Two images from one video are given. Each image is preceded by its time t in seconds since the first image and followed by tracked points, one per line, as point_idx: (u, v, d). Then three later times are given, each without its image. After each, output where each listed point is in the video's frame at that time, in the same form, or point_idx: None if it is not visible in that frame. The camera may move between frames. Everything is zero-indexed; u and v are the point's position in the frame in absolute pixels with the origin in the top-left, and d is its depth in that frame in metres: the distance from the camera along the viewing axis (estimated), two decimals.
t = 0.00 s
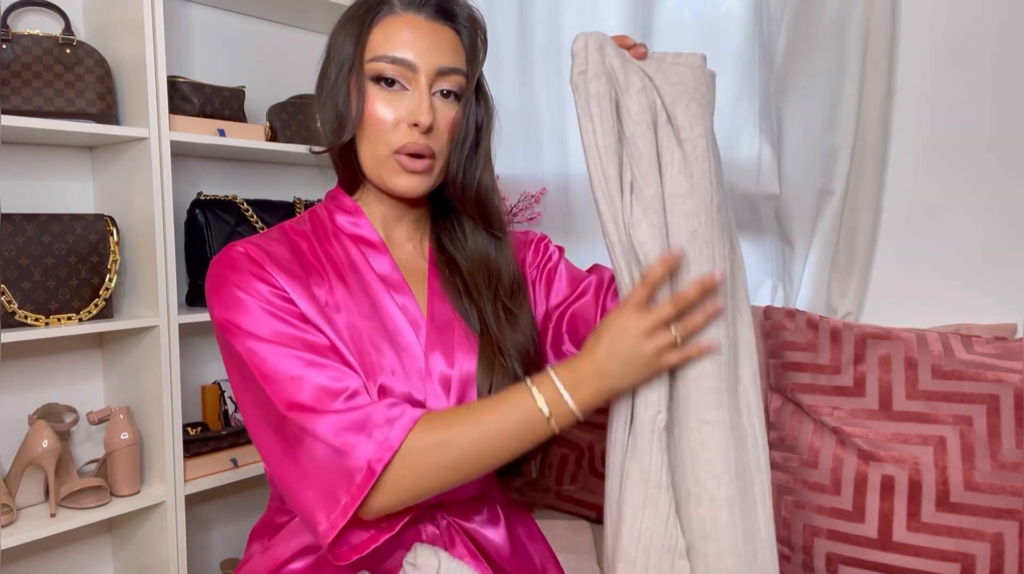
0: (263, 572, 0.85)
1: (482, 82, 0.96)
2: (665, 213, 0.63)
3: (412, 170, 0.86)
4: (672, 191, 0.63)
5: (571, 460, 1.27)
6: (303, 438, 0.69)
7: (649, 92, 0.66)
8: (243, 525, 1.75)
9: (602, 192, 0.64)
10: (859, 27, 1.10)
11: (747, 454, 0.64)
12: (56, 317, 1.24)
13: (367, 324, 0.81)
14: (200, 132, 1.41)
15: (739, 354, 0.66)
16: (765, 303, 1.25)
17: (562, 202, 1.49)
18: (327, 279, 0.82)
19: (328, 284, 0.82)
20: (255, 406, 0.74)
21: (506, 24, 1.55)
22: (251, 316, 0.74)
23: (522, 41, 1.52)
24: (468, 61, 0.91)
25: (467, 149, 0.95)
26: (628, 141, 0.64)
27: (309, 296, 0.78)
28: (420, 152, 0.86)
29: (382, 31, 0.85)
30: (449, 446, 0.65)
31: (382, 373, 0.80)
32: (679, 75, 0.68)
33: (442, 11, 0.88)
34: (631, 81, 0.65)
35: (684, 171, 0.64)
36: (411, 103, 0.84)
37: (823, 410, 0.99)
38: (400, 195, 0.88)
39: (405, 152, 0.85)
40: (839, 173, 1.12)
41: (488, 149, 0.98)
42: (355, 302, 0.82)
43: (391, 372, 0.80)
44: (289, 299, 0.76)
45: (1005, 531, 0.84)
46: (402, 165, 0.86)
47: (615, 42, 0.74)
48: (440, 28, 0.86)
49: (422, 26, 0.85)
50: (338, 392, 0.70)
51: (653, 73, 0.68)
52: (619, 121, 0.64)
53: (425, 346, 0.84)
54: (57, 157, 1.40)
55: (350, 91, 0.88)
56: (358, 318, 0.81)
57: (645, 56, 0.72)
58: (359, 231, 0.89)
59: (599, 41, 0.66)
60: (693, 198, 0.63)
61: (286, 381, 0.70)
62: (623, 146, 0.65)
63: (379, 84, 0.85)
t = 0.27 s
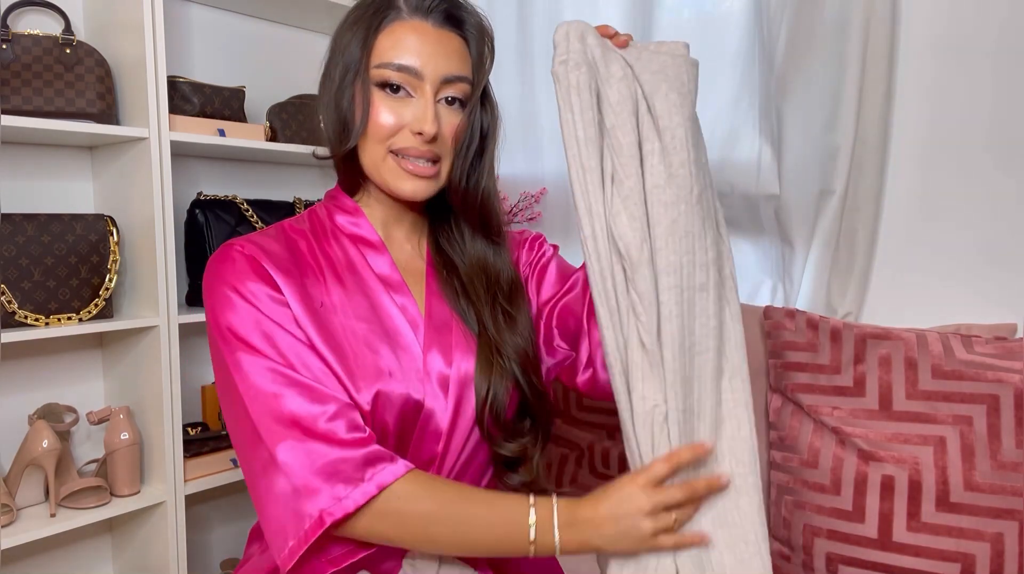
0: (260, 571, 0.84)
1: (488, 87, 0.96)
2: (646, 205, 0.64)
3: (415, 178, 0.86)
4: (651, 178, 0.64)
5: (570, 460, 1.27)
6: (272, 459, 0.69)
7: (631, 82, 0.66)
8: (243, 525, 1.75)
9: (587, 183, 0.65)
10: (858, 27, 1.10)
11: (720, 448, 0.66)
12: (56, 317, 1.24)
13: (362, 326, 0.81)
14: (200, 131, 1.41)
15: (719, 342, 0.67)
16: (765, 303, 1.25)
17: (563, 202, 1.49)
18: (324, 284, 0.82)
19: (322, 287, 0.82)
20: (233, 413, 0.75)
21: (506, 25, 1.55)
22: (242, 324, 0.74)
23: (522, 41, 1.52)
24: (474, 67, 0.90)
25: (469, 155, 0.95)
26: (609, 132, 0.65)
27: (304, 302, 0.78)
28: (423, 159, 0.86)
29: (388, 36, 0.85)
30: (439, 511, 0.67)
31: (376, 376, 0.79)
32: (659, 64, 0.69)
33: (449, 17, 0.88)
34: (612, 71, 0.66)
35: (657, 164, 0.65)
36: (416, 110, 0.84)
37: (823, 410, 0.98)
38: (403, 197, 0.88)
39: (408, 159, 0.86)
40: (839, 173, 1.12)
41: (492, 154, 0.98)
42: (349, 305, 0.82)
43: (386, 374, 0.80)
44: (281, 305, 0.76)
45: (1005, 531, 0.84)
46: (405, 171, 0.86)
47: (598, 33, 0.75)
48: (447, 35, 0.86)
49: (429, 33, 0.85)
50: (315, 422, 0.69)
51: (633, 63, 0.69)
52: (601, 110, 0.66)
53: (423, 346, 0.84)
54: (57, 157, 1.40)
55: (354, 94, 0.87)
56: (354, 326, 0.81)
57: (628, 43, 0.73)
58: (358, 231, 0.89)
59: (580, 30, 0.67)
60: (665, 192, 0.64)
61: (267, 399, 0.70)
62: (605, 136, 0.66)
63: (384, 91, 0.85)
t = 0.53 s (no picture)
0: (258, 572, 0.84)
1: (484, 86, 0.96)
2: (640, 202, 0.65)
3: (412, 176, 0.86)
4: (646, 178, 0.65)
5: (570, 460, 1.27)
6: (261, 465, 0.69)
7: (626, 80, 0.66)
8: (243, 525, 1.75)
9: (579, 179, 0.64)
10: (858, 27, 1.10)
11: (712, 449, 0.67)
12: (56, 317, 1.24)
13: (356, 329, 0.81)
14: (200, 131, 1.41)
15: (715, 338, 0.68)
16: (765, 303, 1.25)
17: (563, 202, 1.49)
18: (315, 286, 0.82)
19: (316, 289, 0.82)
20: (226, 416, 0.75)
21: (506, 25, 1.55)
22: (232, 326, 0.74)
23: (522, 41, 1.52)
24: (470, 66, 0.90)
25: (467, 153, 0.95)
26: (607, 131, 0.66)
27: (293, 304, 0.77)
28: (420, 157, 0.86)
29: (383, 35, 0.85)
30: (416, 513, 0.69)
31: (370, 378, 0.79)
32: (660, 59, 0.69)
33: (444, 15, 0.88)
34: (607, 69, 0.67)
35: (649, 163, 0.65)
36: (412, 109, 0.84)
37: (823, 410, 0.99)
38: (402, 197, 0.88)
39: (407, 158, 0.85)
40: (839, 173, 1.12)
41: (489, 153, 0.98)
42: (343, 308, 0.82)
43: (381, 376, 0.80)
44: (275, 307, 0.76)
45: (1005, 530, 0.84)
46: (404, 169, 0.85)
47: (596, 32, 0.75)
48: (442, 34, 0.86)
49: (424, 31, 0.85)
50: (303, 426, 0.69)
51: (629, 60, 0.69)
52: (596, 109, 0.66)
53: (418, 347, 0.84)
54: (57, 157, 1.40)
55: (351, 94, 0.87)
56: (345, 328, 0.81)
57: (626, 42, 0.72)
58: (353, 232, 0.89)
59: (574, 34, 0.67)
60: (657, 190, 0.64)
61: (256, 401, 0.70)
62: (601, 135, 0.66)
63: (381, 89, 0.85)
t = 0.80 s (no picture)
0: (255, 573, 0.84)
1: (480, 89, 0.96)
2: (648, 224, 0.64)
3: (405, 179, 0.87)
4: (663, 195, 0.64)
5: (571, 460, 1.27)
6: (251, 468, 0.70)
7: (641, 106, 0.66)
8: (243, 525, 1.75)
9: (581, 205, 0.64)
10: (858, 27, 1.10)
11: (725, 472, 0.65)
12: (56, 317, 1.24)
13: (353, 330, 0.82)
14: (200, 132, 1.41)
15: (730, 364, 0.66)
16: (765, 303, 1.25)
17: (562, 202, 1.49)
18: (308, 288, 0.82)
19: (311, 289, 0.82)
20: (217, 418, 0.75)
21: (506, 25, 1.55)
22: (223, 331, 0.74)
23: (522, 41, 1.52)
24: (466, 69, 0.90)
25: (462, 155, 0.95)
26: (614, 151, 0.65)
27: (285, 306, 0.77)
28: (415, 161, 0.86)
29: (380, 39, 0.85)
30: (412, 519, 0.68)
31: (366, 379, 0.80)
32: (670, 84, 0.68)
33: (440, 18, 0.88)
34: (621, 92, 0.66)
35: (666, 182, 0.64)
36: (408, 112, 0.84)
37: (823, 410, 0.98)
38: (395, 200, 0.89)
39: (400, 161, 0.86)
40: (839, 173, 1.12)
41: (484, 155, 0.98)
42: (339, 309, 0.82)
43: (378, 376, 0.81)
44: (269, 309, 0.76)
45: (1005, 531, 0.84)
46: (397, 172, 0.86)
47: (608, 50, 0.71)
48: (438, 37, 0.86)
49: (419, 34, 0.85)
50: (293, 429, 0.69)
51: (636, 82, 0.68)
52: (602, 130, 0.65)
53: (414, 347, 0.84)
54: (57, 157, 1.40)
55: (347, 97, 0.87)
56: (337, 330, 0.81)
57: (638, 68, 0.69)
58: (349, 232, 0.89)
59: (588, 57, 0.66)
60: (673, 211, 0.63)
61: (248, 404, 0.71)
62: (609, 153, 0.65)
63: (376, 93, 0.84)
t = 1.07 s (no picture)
0: None
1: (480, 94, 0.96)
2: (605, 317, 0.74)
3: (407, 187, 0.87)
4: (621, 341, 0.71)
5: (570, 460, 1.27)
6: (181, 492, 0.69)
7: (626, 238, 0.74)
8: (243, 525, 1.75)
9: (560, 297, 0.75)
10: (858, 28, 1.10)
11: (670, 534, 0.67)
12: (56, 317, 1.24)
13: (344, 335, 0.82)
14: (200, 132, 1.41)
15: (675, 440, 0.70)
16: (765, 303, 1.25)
17: (563, 202, 1.49)
18: (294, 293, 0.81)
19: (300, 295, 0.82)
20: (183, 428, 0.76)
21: (506, 25, 1.55)
22: (184, 343, 0.74)
23: (522, 41, 1.52)
24: (468, 76, 0.91)
25: (463, 161, 0.96)
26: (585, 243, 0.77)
27: (258, 317, 0.77)
28: (416, 169, 0.87)
29: (381, 45, 0.84)
30: (323, 540, 0.65)
31: (354, 386, 0.80)
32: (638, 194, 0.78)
33: (443, 25, 0.88)
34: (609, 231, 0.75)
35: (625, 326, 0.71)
36: (409, 121, 0.84)
37: (823, 410, 0.98)
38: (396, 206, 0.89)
39: (401, 168, 0.86)
40: (839, 173, 1.12)
41: (485, 158, 0.98)
42: (330, 314, 0.82)
43: (371, 379, 0.81)
44: (240, 323, 0.75)
45: (1005, 530, 0.84)
46: (397, 179, 0.87)
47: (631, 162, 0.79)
48: (441, 44, 0.86)
49: (422, 42, 0.85)
50: (224, 455, 0.69)
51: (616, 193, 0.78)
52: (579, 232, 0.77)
53: (411, 349, 0.84)
54: (57, 157, 1.40)
55: (348, 102, 0.87)
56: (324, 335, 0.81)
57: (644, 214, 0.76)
58: (347, 232, 0.88)
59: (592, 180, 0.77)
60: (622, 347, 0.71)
61: (184, 426, 0.70)
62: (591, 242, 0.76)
63: (377, 100, 0.84)
